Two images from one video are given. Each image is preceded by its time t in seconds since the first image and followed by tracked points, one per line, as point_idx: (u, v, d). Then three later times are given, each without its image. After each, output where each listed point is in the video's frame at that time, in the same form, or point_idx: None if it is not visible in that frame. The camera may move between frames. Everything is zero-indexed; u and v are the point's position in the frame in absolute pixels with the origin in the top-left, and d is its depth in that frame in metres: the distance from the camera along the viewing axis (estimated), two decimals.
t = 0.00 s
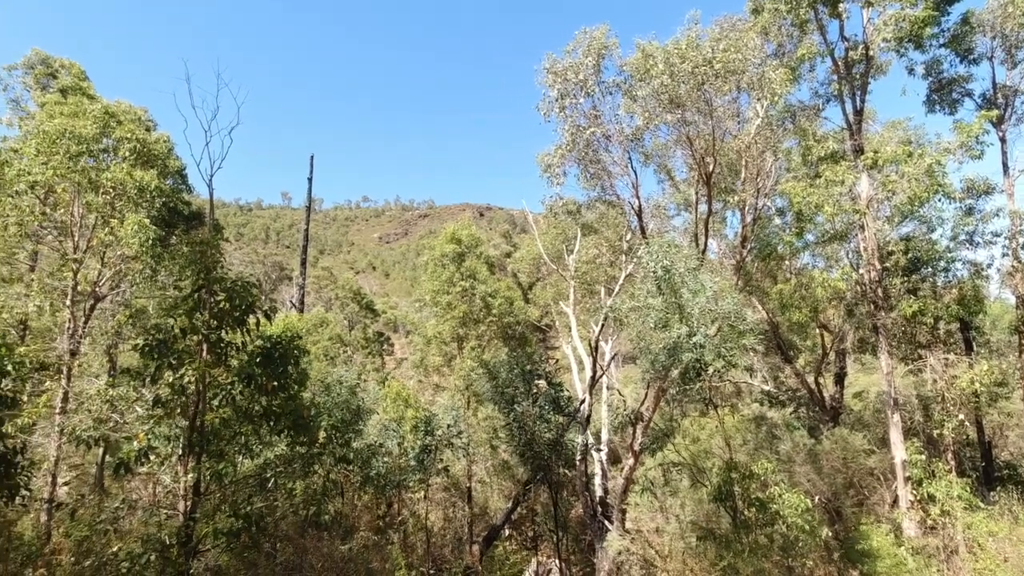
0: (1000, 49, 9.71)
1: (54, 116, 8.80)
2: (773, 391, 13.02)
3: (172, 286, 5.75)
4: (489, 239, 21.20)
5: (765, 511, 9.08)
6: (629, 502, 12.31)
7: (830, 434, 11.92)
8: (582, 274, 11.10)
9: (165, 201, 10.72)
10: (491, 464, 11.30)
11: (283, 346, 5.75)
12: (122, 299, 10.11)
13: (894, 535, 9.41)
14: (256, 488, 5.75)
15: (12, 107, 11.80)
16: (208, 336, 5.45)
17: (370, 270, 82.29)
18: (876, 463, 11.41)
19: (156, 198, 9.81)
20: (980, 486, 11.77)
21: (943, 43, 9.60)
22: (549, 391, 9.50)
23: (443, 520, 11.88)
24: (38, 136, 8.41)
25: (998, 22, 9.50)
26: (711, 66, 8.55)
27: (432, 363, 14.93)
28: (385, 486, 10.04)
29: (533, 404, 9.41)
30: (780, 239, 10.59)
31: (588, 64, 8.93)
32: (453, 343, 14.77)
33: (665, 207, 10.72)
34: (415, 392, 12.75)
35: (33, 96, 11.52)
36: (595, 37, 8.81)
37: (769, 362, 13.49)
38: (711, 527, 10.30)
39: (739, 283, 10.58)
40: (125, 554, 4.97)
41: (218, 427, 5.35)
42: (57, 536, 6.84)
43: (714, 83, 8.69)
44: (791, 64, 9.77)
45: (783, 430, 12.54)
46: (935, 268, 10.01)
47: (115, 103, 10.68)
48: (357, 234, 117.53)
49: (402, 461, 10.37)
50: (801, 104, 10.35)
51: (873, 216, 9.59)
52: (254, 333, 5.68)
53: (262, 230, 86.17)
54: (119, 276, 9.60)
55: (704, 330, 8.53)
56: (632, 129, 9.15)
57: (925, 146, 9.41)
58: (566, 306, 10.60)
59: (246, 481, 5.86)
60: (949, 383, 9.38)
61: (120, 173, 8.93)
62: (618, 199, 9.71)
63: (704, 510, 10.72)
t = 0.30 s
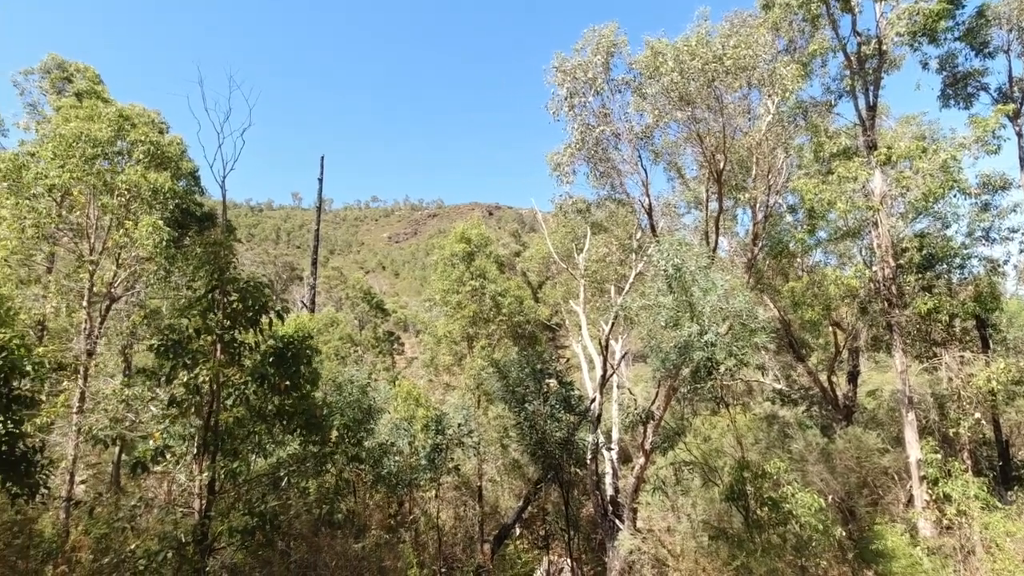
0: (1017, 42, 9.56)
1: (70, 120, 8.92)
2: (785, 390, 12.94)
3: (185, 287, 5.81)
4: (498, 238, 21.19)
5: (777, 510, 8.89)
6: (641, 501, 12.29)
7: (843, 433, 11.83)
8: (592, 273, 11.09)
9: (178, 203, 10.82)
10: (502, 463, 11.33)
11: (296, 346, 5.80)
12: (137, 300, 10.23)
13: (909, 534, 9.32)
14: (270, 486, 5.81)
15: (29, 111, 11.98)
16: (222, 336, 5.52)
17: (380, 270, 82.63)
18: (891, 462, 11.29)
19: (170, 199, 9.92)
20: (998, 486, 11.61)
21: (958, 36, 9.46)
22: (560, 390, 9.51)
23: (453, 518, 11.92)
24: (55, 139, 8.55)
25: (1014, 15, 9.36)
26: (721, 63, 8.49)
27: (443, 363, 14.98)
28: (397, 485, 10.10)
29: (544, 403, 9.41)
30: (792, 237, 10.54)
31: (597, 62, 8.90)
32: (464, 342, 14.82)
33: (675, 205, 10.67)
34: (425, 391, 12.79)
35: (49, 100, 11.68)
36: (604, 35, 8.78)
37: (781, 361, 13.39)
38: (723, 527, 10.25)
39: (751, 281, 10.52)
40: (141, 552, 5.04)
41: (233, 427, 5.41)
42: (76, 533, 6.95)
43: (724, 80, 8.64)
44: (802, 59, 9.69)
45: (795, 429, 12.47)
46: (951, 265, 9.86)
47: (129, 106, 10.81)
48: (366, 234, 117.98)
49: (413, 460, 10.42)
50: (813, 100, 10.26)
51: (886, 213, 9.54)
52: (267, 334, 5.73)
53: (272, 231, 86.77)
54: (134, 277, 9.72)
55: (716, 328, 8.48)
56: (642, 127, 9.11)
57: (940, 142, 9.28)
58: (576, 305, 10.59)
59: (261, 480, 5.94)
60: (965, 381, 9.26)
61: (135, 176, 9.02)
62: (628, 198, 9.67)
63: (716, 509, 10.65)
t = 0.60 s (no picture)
0: None
1: (84, 122, 9.02)
2: (797, 389, 12.84)
3: (199, 287, 5.87)
4: (507, 236, 21.21)
5: (790, 509, 8.79)
6: (652, 500, 12.27)
7: (857, 432, 11.73)
8: (602, 271, 11.07)
9: (191, 204, 10.93)
10: (512, 461, 11.35)
11: (308, 345, 5.84)
12: (151, 300, 10.34)
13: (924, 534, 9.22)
14: (283, 484, 5.86)
15: (46, 114, 12.14)
16: (235, 336, 5.57)
17: (389, 270, 82.94)
18: (905, 462, 11.16)
19: (183, 201, 10.01)
20: (1015, 486, 11.45)
21: (974, 29, 9.32)
22: (570, 389, 9.50)
23: (464, 517, 11.94)
24: (70, 142, 8.65)
25: None
26: (732, 59, 8.43)
27: (453, 362, 15.02)
28: (408, 483, 10.15)
29: (555, 402, 9.40)
30: (804, 234, 10.47)
31: (606, 60, 8.87)
32: (474, 341, 14.86)
33: (685, 202, 10.62)
34: (436, 390, 12.82)
35: (65, 103, 11.84)
36: (613, 33, 8.74)
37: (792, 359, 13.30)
38: (735, 526, 10.19)
39: (762, 279, 10.46)
40: (158, 549, 5.12)
41: (246, 425, 5.47)
42: (95, 529, 7.05)
43: (735, 76, 8.58)
44: (815, 55, 9.59)
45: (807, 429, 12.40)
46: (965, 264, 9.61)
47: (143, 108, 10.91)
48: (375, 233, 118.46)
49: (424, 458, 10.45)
50: (825, 95, 10.16)
51: (900, 209, 9.44)
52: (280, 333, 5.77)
53: (282, 231, 87.37)
54: (148, 277, 9.83)
55: (727, 327, 8.43)
56: (652, 124, 9.07)
57: (955, 137, 9.16)
58: (586, 304, 10.56)
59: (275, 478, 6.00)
60: (981, 380, 9.14)
61: (148, 178, 9.13)
62: (638, 196, 9.64)
63: (727, 509, 10.59)
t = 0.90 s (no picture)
0: None
1: (99, 125, 9.13)
2: (810, 387, 12.75)
3: (212, 287, 5.93)
4: (517, 235, 21.16)
5: (803, 509, 8.72)
6: (662, 499, 12.23)
7: (870, 431, 11.63)
8: (612, 270, 11.04)
9: (204, 205, 11.05)
10: (523, 460, 11.36)
11: (321, 345, 5.89)
12: (164, 300, 10.45)
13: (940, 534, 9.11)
14: (296, 482, 5.91)
15: (62, 118, 12.31)
16: (249, 336, 5.63)
17: (398, 270, 83.21)
18: (919, 461, 11.03)
19: (196, 202, 10.11)
20: None
21: (990, 22, 9.18)
22: (581, 388, 9.49)
23: (475, 516, 11.96)
24: (85, 145, 8.77)
25: None
26: (742, 56, 8.38)
27: (463, 361, 15.07)
28: (419, 482, 10.19)
29: (566, 401, 9.40)
30: (816, 232, 10.40)
31: (616, 58, 8.84)
32: (484, 340, 14.88)
33: (696, 200, 10.56)
34: (446, 389, 12.85)
35: (80, 106, 11.99)
36: (622, 31, 8.71)
37: (804, 358, 13.20)
38: (746, 526, 10.13)
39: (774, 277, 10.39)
40: (174, 546, 5.25)
41: (260, 424, 5.53)
42: (112, 527, 7.15)
43: (746, 73, 8.52)
44: (826, 50, 9.50)
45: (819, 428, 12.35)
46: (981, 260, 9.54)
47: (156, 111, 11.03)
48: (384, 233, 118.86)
49: (435, 457, 10.48)
50: (837, 91, 10.05)
51: (914, 206, 9.34)
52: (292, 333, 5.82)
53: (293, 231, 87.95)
54: (163, 278, 9.95)
55: (738, 325, 8.38)
56: (662, 122, 9.03)
57: (970, 132, 9.04)
58: (596, 302, 10.53)
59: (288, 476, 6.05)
60: (998, 379, 9.01)
61: (162, 180, 9.23)
62: (648, 194, 9.60)
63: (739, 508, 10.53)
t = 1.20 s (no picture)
0: None
1: (115, 129, 9.25)
2: (824, 387, 12.63)
3: (227, 288, 5.99)
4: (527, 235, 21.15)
5: (817, 509, 8.61)
6: (675, 499, 12.16)
7: (885, 431, 11.50)
8: (623, 269, 10.99)
9: (217, 207, 11.15)
10: (534, 460, 11.36)
11: (334, 345, 5.93)
12: (179, 301, 10.57)
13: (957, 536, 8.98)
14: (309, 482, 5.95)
15: (79, 122, 12.48)
16: (263, 336, 5.70)
17: (408, 270, 83.44)
18: (936, 462, 10.87)
19: (209, 203, 10.20)
20: None
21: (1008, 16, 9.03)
22: (593, 387, 9.47)
23: (486, 515, 11.97)
24: (102, 148, 8.90)
25: None
26: (754, 53, 8.31)
27: (474, 361, 15.09)
28: (431, 481, 10.23)
29: (578, 401, 9.38)
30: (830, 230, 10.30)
31: (626, 57, 8.81)
32: (495, 340, 14.88)
33: (707, 199, 10.50)
34: (457, 389, 12.88)
35: (97, 110, 12.16)
36: (633, 30, 8.68)
37: (818, 358, 13.08)
38: (759, 526, 10.04)
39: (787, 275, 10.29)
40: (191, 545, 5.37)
41: (275, 424, 5.59)
42: (131, 525, 7.25)
43: (757, 70, 8.46)
44: (840, 47, 9.40)
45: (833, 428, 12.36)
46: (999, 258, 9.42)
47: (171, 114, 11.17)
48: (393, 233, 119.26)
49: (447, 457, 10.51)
50: (851, 88, 9.93)
51: (930, 203, 9.21)
52: (306, 334, 5.88)
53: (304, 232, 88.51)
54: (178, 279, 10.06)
55: (751, 324, 8.31)
56: (672, 121, 8.99)
57: (987, 129, 8.91)
58: (607, 302, 10.49)
59: (302, 476, 6.09)
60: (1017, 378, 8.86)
61: (178, 182, 9.35)
62: (660, 193, 9.56)
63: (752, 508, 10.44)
